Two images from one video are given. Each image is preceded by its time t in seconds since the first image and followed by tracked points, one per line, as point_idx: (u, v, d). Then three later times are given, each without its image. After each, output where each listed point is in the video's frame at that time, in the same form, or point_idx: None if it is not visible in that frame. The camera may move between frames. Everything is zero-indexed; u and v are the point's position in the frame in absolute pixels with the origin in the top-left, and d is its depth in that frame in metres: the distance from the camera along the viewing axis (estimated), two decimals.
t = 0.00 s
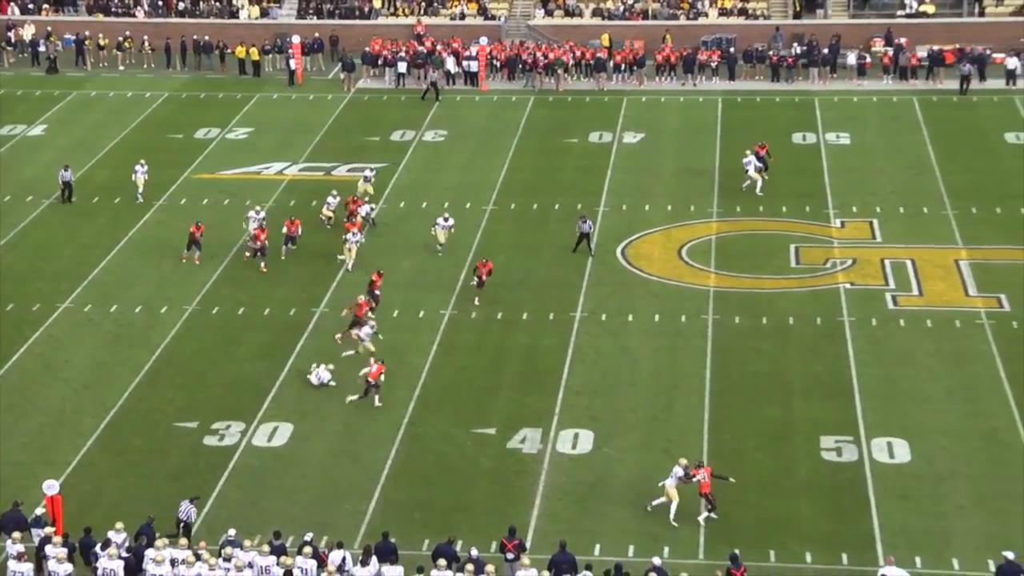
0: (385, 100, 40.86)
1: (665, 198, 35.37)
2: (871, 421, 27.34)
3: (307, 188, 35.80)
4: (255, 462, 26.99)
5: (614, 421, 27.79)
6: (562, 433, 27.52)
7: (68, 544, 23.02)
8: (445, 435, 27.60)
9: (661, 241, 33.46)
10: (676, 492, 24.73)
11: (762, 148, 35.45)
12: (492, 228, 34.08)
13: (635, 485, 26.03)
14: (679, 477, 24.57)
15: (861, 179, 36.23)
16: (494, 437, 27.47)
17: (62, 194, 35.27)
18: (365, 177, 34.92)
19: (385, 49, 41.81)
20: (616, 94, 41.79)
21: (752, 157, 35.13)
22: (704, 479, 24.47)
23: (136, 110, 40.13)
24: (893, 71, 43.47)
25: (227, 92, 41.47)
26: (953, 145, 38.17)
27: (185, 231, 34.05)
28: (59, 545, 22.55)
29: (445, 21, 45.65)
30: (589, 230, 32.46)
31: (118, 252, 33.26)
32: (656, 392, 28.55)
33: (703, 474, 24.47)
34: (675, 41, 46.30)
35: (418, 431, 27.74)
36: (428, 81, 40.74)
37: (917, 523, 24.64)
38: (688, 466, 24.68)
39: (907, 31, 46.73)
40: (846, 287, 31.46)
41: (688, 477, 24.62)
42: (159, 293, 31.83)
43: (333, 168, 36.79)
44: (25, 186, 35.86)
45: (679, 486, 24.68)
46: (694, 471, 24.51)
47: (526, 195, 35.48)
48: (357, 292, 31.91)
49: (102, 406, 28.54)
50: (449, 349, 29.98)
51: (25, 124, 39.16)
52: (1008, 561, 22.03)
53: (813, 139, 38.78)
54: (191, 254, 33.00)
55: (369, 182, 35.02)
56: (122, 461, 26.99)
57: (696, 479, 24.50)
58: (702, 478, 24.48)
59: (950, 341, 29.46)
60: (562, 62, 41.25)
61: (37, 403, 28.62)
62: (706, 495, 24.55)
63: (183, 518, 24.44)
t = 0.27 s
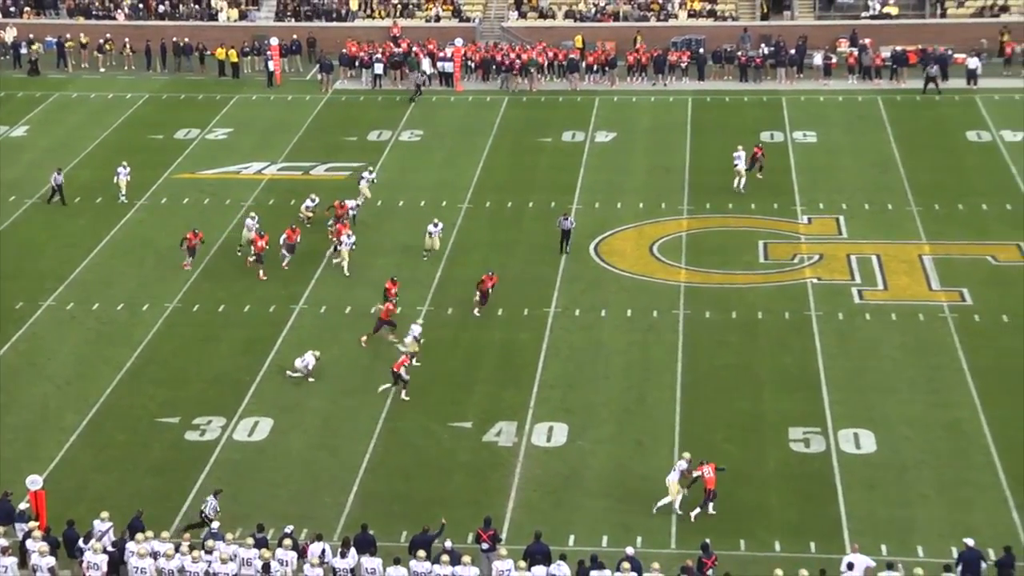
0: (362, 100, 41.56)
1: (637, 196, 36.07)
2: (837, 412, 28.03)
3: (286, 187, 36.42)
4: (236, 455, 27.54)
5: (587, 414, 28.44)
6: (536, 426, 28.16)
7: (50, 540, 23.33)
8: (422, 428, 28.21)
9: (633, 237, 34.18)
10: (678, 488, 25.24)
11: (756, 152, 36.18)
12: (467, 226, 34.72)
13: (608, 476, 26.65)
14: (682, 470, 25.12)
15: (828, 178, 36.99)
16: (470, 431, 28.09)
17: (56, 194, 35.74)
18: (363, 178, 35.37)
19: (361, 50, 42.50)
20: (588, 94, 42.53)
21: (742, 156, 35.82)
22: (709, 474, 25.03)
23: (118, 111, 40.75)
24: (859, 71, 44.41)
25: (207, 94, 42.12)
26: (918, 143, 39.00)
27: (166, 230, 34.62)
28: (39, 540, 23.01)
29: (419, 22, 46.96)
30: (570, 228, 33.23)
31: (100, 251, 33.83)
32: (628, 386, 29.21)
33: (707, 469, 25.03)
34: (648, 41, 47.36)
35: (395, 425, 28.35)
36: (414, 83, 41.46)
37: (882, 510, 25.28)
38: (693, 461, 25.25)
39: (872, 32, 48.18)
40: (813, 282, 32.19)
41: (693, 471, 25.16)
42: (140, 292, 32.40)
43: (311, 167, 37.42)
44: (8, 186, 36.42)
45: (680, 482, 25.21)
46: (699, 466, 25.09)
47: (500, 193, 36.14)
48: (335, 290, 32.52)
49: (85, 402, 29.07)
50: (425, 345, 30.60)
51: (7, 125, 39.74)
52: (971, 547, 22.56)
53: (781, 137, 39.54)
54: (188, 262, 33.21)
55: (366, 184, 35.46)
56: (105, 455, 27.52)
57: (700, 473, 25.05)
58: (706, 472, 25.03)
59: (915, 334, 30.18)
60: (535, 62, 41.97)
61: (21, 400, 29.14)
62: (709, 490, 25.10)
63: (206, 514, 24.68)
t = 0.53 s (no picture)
0: (331, 104, 42.20)
1: (602, 196, 36.72)
2: (798, 407, 28.68)
3: (257, 190, 36.97)
4: (209, 454, 28.01)
5: (554, 412, 29.02)
6: (505, 424, 28.72)
7: (24, 539, 23.63)
8: (393, 427, 28.74)
9: (598, 237, 34.83)
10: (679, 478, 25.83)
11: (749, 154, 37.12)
12: (436, 227, 35.31)
13: (575, 472, 27.21)
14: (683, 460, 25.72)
15: (789, 179, 37.71)
16: (440, 428, 28.64)
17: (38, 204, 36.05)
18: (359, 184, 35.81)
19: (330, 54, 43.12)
20: (554, 97, 43.25)
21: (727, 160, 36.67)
22: (706, 465, 25.55)
23: (90, 116, 41.25)
24: (818, 74, 45.24)
25: (179, 98, 42.69)
26: (876, 144, 39.77)
27: (139, 233, 35.11)
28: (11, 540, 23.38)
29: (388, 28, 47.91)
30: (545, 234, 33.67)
31: (73, 253, 34.29)
32: (594, 383, 29.81)
33: (705, 459, 25.57)
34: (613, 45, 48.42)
35: (366, 424, 28.87)
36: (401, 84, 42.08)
37: (843, 502, 25.87)
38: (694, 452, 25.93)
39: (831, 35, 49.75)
40: (775, 280, 32.87)
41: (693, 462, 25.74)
42: (114, 294, 32.87)
43: (282, 170, 37.98)
44: None
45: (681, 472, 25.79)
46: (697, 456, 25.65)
47: (468, 195, 36.74)
48: (306, 291, 33.04)
49: (61, 403, 29.52)
50: (396, 345, 31.15)
51: None
52: (926, 538, 23.19)
53: (743, 139, 40.21)
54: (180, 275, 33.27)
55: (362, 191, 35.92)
56: (81, 455, 27.97)
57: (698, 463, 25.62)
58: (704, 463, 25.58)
59: (874, 331, 30.86)
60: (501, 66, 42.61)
61: None
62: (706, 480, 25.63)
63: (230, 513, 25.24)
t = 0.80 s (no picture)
0: (298, 109, 42.91)
1: (564, 198, 37.42)
2: (757, 402, 29.39)
3: (225, 194, 37.56)
4: (180, 454, 28.49)
5: (519, 409, 29.64)
6: (471, 422, 29.32)
7: None
8: (360, 425, 29.31)
9: (561, 238, 35.53)
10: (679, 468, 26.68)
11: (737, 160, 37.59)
12: (401, 229, 35.93)
13: (540, 468, 27.80)
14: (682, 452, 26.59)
15: (747, 180, 38.50)
16: (407, 427, 29.22)
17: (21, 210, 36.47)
18: (350, 192, 36.18)
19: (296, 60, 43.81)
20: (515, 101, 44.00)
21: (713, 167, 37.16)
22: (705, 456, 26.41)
23: (59, 121, 41.79)
24: (773, 78, 46.16)
25: (147, 104, 43.30)
26: (831, 146, 40.61)
27: (108, 237, 35.63)
28: None
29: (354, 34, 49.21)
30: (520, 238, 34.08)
31: (44, 257, 34.79)
32: (558, 381, 30.45)
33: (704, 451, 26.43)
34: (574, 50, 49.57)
35: (334, 423, 29.42)
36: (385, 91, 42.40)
37: (801, 495, 26.53)
38: (692, 443, 26.83)
39: (787, 39, 51.34)
40: (733, 279, 33.62)
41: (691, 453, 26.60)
42: (84, 297, 33.36)
43: (250, 174, 38.58)
44: None
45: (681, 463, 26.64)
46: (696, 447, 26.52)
47: (433, 197, 37.39)
48: (274, 294, 33.60)
49: (33, 404, 29.99)
50: (363, 346, 31.73)
51: None
52: (884, 528, 23.87)
53: (701, 142, 41.00)
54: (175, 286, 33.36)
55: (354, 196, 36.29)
56: (53, 455, 28.43)
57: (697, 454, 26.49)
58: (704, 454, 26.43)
59: (830, 329, 31.61)
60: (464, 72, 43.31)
61: None
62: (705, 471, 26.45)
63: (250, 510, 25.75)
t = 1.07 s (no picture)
0: (263, 114, 43.69)
1: (525, 200, 38.13)
2: (714, 398, 30.10)
3: (191, 197, 38.17)
4: (148, 455, 28.93)
5: (481, 408, 30.25)
6: (434, 421, 29.91)
7: None
8: (326, 425, 29.83)
9: (522, 239, 36.22)
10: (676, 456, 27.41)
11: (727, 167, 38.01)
12: (365, 231, 36.57)
13: (503, 464, 28.41)
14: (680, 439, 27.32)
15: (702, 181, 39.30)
16: (372, 426, 29.78)
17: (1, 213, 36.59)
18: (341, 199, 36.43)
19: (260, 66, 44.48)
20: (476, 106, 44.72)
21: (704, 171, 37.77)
22: (703, 441, 27.15)
23: (26, 128, 42.31)
24: (728, 82, 46.90)
25: (112, 111, 43.91)
26: (784, 148, 41.46)
27: (76, 241, 36.13)
28: None
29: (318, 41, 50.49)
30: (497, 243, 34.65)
31: (12, 262, 35.26)
32: (519, 381, 31.11)
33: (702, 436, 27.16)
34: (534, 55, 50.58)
35: (300, 423, 29.94)
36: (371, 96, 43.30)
37: (758, 489, 27.23)
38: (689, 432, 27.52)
39: (740, 45, 52.34)
40: (690, 279, 34.36)
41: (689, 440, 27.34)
42: (52, 300, 33.83)
43: (215, 179, 39.22)
44: None
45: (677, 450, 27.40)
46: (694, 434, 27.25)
47: (396, 200, 38.05)
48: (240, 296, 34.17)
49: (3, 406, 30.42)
50: (328, 347, 32.30)
51: None
52: (840, 518, 24.42)
53: (658, 145, 41.76)
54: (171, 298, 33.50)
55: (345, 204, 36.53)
56: (23, 455, 28.86)
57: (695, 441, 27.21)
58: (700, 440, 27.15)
59: (784, 326, 32.39)
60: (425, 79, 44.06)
61: None
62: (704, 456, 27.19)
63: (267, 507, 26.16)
